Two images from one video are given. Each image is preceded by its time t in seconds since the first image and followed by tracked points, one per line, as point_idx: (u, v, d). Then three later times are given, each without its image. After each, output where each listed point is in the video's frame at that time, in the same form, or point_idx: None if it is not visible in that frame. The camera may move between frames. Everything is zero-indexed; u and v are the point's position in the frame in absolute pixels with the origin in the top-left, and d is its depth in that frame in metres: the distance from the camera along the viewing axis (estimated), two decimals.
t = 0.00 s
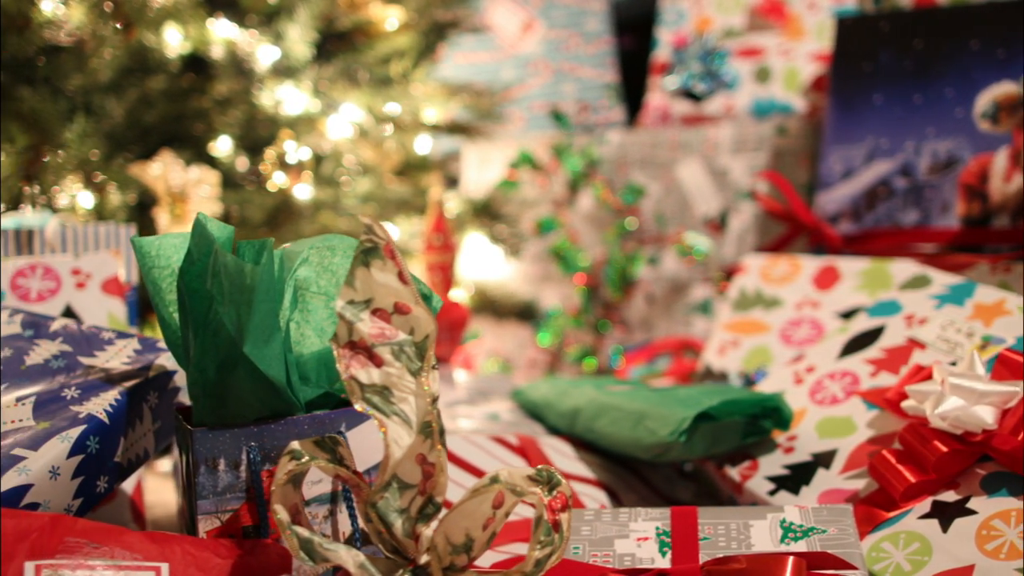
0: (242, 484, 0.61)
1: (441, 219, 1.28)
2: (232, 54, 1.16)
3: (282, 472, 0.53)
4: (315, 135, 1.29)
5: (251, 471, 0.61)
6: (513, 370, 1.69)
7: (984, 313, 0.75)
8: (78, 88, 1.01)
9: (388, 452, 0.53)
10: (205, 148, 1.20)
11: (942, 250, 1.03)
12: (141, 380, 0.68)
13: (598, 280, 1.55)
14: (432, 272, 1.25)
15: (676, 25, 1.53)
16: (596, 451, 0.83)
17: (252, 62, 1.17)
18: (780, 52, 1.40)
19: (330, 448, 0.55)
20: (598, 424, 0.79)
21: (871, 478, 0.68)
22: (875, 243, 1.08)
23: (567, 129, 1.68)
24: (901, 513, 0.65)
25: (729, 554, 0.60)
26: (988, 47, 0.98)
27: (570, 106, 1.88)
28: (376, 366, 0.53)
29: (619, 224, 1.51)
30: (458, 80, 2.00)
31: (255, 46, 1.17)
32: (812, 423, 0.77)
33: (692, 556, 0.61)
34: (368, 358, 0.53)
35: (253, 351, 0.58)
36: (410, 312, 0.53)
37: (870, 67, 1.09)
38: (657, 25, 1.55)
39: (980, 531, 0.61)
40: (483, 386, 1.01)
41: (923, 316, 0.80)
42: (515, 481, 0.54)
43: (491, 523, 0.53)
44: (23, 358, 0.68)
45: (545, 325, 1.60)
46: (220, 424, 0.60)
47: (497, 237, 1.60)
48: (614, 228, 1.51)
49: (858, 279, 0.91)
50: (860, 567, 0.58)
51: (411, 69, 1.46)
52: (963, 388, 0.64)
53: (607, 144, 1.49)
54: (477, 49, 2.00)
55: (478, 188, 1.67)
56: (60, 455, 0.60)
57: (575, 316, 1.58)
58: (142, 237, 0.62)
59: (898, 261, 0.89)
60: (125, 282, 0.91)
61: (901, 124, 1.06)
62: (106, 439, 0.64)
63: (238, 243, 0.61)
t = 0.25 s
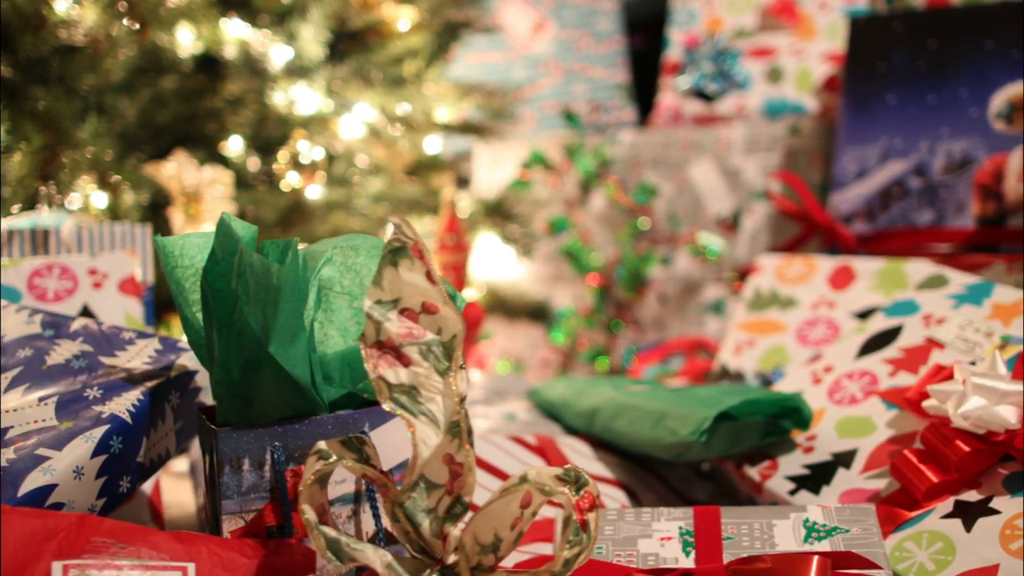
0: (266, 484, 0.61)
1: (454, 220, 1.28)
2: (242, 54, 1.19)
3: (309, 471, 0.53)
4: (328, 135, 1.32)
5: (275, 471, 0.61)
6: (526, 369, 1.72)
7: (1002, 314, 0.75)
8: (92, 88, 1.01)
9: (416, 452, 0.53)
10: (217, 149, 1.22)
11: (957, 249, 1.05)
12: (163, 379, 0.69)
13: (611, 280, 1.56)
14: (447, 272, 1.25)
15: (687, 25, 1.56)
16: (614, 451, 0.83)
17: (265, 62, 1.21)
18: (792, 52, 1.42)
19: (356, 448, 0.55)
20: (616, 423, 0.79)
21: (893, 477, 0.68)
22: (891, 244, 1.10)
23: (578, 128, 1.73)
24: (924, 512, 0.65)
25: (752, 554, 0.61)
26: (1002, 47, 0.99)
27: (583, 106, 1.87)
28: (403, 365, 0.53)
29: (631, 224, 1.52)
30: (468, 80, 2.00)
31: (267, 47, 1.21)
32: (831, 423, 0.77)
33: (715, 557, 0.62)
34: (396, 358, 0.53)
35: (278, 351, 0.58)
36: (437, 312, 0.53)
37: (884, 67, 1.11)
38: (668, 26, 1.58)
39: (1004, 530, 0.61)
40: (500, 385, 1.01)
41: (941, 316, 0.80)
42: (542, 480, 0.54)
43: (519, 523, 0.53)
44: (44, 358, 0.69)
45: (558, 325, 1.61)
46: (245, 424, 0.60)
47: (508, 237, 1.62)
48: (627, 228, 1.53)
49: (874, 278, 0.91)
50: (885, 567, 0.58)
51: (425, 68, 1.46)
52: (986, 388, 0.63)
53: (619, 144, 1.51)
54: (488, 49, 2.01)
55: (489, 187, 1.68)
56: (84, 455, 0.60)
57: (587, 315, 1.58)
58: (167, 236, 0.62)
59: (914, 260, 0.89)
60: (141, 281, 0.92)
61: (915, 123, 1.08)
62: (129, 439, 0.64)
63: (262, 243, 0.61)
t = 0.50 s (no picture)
0: (292, 483, 0.61)
1: (468, 220, 1.27)
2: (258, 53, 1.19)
3: (338, 471, 0.53)
4: (340, 134, 1.33)
5: (301, 470, 0.61)
6: (538, 368, 1.82)
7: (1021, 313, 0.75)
8: (105, 88, 1.04)
9: (445, 451, 0.53)
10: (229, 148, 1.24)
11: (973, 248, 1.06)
12: (186, 379, 0.69)
13: (624, 280, 1.66)
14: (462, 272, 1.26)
15: (699, 24, 1.58)
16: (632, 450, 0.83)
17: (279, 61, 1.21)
18: (805, 52, 1.42)
19: (384, 447, 0.55)
20: (635, 423, 0.79)
21: (915, 476, 0.68)
22: (906, 243, 1.13)
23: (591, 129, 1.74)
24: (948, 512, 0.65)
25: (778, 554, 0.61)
26: (1016, 47, 1.00)
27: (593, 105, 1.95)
28: (432, 365, 0.53)
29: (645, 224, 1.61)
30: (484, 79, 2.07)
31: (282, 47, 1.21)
32: (850, 422, 0.77)
33: (740, 555, 0.62)
34: (425, 358, 0.53)
35: (304, 350, 0.58)
36: (466, 311, 0.53)
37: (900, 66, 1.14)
38: (680, 25, 1.60)
39: None
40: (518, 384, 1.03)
41: (960, 315, 0.80)
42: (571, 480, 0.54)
43: (548, 522, 0.53)
44: (66, 357, 0.69)
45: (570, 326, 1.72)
46: (269, 423, 0.60)
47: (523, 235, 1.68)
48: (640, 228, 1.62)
49: (890, 278, 0.91)
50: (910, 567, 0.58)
51: (438, 68, 1.47)
52: (1010, 387, 0.62)
53: (633, 144, 1.61)
54: (502, 49, 2.09)
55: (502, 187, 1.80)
56: (110, 454, 0.60)
57: (601, 316, 1.69)
58: (191, 236, 0.62)
59: (930, 260, 0.89)
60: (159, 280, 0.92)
61: (929, 122, 1.11)
62: (153, 438, 0.64)
63: (287, 242, 0.61)
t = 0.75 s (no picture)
0: (320, 483, 0.61)
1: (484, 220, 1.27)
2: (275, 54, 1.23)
3: (371, 471, 0.53)
4: (352, 133, 1.36)
5: (329, 470, 0.60)
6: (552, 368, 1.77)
7: None
8: (122, 87, 1.02)
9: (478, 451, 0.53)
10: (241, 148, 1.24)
11: (990, 249, 1.11)
12: (212, 379, 0.69)
13: (639, 280, 1.65)
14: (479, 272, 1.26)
15: (712, 24, 1.64)
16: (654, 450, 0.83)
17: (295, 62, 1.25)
18: (818, 51, 1.50)
19: (415, 447, 0.55)
20: (658, 423, 0.79)
21: (940, 477, 0.68)
22: (923, 244, 1.18)
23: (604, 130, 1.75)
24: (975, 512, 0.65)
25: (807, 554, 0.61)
26: None
27: (609, 105, 1.88)
28: (465, 364, 0.53)
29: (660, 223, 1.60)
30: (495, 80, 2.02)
31: (297, 47, 1.25)
32: (872, 422, 0.77)
33: (769, 556, 0.62)
34: (458, 356, 0.53)
35: (335, 349, 0.58)
36: (499, 311, 0.53)
37: (916, 65, 1.19)
38: (694, 26, 1.66)
39: None
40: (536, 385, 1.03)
41: (981, 314, 0.80)
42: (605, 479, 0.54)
43: (581, 521, 0.53)
44: (91, 357, 0.68)
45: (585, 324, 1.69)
46: (298, 424, 0.60)
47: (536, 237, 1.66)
48: (656, 227, 1.61)
49: (907, 278, 0.91)
50: (939, 566, 0.58)
51: (453, 67, 1.50)
52: None
53: (647, 144, 1.60)
54: (514, 48, 2.04)
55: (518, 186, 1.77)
56: (138, 454, 0.60)
57: (616, 315, 1.67)
58: (219, 235, 0.62)
59: (948, 260, 0.89)
60: (177, 280, 0.92)
61: (946, 122, 1.16)
62: (180, 438, 0.64)
63: (315, 242, 0.61)
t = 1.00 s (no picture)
0: (341, 483, 0.61)
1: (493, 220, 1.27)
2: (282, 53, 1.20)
3: (394, 470, 0.53)
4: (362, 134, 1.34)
5: (350, 470, 0.60)
6: (563, 367, 1.78)
7: None
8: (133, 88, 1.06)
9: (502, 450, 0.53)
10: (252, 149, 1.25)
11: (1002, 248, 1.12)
12: (230, 379, 0.69)
13: (649, 280, 1.67)
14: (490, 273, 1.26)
15: (721, 24, 1.60)
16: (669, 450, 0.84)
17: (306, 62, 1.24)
18: (828, 51, 1.48)
19: (438, 446, 0.55)
20: (674, 423, 0.79)
21: (958, 477, 0.68)
22: (935, 243, 1.19)
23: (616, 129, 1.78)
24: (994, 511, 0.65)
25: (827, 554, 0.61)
26: None
27: (618, 106, 1.90)
28: (489, 364, 0.53)
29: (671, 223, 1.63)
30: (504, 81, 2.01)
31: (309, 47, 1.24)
32: (889, 422, 0.77)
33: (789, 556, 0.62)
34: (481, 356, 0.53)
35: (357, 349, 0.58)
36: (522, 310, 0.53)
37: (928, 65, 1.20)
38: (703, 26, 1.62)
39: None
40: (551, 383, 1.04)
41: (997, 315, 0.80)
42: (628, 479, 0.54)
43: (605, 521, 0.53)
44: (110, 357, 0.69)
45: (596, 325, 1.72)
46: (319, 423, 0.60)
47: (547, 236, 1.68)
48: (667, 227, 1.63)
49: (921, 278, 0.91)
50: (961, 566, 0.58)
51: (464, 67, 1.48)
52: None
53: (658, 144, 1.63)
54: (524, 48, 2.02)
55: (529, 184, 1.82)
56: (158, 454, 0.60)
57: (627, 315, 1.70)
58: (238, 235, 0.61)
59: (962, 260, 0.89)
60: (191, 280, 0.92)
61: (958, 123, 1.16)
62: (200, 438, 0.64)
63: (335, 241, 0.61)
